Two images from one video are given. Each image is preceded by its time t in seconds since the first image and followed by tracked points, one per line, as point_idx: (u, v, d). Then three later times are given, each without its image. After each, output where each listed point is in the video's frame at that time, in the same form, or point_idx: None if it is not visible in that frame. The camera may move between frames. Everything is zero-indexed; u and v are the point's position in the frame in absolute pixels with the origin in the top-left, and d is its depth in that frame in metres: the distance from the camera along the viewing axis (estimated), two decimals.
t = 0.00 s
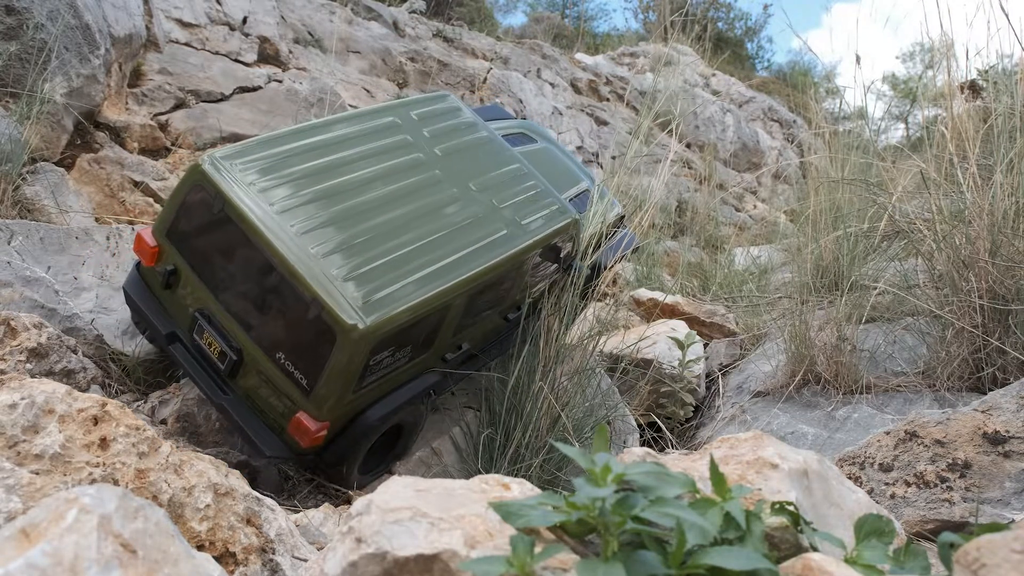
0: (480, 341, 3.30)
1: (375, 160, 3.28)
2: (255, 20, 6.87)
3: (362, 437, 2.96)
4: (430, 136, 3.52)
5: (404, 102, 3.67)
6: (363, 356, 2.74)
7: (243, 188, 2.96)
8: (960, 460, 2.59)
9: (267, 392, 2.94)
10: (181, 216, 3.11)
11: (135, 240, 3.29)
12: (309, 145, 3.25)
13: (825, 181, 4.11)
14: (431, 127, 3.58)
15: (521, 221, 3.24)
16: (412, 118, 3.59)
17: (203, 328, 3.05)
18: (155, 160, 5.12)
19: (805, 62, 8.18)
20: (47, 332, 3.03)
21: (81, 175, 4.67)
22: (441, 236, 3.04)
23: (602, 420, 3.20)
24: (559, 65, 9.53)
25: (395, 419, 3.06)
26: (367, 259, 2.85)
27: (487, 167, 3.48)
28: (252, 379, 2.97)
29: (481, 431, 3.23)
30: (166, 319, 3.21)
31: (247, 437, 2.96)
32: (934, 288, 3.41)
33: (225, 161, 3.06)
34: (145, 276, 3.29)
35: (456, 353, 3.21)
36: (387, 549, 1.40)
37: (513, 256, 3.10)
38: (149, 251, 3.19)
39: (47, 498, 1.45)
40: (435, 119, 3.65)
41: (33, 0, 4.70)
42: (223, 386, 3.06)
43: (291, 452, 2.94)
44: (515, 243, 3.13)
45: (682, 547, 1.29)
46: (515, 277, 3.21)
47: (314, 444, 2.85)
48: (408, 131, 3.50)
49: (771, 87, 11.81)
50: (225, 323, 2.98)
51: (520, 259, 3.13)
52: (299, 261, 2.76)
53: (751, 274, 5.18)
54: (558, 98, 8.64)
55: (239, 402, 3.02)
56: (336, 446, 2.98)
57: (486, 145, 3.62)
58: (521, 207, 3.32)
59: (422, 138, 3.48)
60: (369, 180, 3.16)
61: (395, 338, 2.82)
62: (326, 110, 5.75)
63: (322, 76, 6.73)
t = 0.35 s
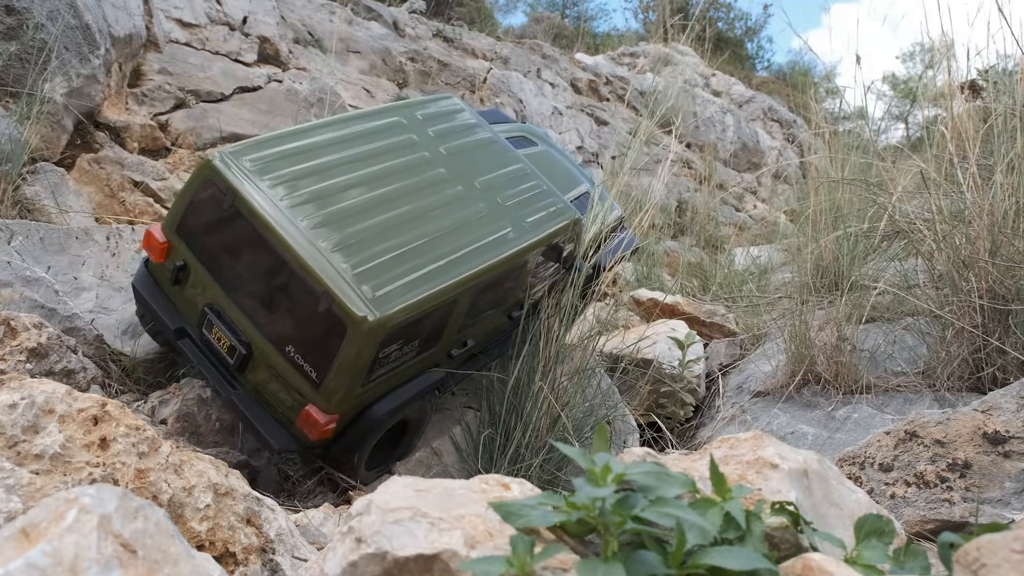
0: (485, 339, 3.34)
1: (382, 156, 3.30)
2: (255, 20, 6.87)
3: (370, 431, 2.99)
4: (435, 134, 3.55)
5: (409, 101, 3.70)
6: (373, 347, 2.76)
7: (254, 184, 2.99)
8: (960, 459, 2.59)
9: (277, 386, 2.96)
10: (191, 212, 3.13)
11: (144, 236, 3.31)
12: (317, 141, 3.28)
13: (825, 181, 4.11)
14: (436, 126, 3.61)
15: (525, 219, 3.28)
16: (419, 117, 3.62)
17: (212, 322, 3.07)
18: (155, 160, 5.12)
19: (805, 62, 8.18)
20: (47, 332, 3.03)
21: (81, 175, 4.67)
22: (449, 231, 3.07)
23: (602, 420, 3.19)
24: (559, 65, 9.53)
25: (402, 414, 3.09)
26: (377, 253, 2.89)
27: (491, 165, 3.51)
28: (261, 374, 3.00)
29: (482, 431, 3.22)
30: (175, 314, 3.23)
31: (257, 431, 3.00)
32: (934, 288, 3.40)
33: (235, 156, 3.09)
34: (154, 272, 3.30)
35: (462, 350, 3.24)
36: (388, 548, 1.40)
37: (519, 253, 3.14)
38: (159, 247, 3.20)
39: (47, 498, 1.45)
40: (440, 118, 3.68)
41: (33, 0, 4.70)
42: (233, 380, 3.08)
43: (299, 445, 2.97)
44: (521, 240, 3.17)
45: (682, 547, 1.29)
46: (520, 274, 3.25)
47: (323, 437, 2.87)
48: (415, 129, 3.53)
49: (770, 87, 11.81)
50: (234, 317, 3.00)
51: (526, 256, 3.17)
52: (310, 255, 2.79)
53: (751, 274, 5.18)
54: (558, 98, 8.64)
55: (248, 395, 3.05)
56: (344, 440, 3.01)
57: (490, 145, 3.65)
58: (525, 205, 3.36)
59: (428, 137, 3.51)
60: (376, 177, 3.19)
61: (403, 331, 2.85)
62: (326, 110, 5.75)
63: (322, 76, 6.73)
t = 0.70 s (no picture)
0: (489, 335, 3.40)
1: (388, 152, 3.35)
2: (255, 20, 6.87)
3: (380, 421, 3.03)
4: (439, 134, 3.61)
5: (413, 102, 3.75)
6: (385, 336, 2.80)
7: (265, 176, 3.01)
8: (960, 459, 2.59)
9: (289, 377, 2.99)
10: (202, 206, 3.13)
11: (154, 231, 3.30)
12: (325, 136, 3.31)
13: (825, 181, 4.11)
14: (439, 125, 3.67)
15: (528, 216, 3.35)
16: (422, 117, 3.67)
17: (224, 315, 3.08)
18: (155, 160, 5.12)
19: (806, 62, 8.18)
20: (47, 332, 3.03)
21: (81, 175, 4.67)
22: (455, 226, 3.13)
23: (602, 420, 3.20)
24: (559, 65, 9.53)
25: (409, 407, 3.14)
26: (386, 245, 2.93)
27: (494, 165, 3.58)
28: (273, 365, 3.02)
29: (482, 431, 3.22)
30: (185, 308, 3.23)
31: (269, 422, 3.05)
32: (934, 288, 3.40)
33: (245, 149, 3.11)
34: (163, 266, 3.30)
35: (467, 344, 3.29)
36: (388, 549, 1.40)
37: (524, 248, 3.20)
38: (170, 241, 3.19)
39: (47, 498, 1.46)
40: (443, 119, 3.74)
41: (33, 0, 4.70)
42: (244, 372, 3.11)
43: (310, 437, 3.03)
44: (525, 236, 3.24)
45: (682, 547, 1.29)
46: (525, 267, 3.31)
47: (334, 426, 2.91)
48: (419, 128, 3.58)
49: (771, 87, 11.81)
50: (247, 308, 3.02)
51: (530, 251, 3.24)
52: (322, 245, 2.82)
53: (751, 274, 5.18)
54: (558, 98, 8.64)
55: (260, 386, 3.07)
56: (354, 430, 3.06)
57: (491, 146, 3.72)
58: (527, 200, 3.45)
59: (432, 136, 3.56)
60: (384, 172, 3.23)
61: (413, 321, 2.90)
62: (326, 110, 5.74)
63: (322, 76, 6.73)
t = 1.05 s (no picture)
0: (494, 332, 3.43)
1: (395, 149, 3.40)
2: (255, 20, 6.87)
3: (389, 412, 3.04)
4: (443, 133, 3.66)
5: (417, 103, 3.81)
6: (397, 323, 2.83)
7: (277, 166, 3.04)
8: (960, 459, 2.59)
9: (300, 366, 3.00)
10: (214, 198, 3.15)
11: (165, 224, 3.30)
12: (333, 131, 3.35)
13: (825, 181, 4.11)
14: (443, 125, 3.73)
15: (533, 212, 3.41)
16: (427, 117, 3.73)
17: (235, 306, 3.09)
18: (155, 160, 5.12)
19: (806, 62, 8.18)
20: (47, 332, 3.03)
21: (81, 175, 4.67)
22: (463, 219, 3.18)
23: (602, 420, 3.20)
24: (559, 65, 9.53)
25: (417, 400, 3.15)
26: (397, 235, 2.96)
27: (498, 163, 3.63)
28: (284, 355, 3.03)
29: (481, 431, 3.21)
30: (195, 300, 3.23)
31: (281, 413, 3.06)
32: (934, 288, 3.40)
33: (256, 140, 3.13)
34: (173, 259, 3.30)
35: (473, 338, 3.31)
36: (388, 549, 1.40)
37: (531, 241, 3.25)
38: (181, 235, 3.19)
39: (47, 498, 1.46)
40: (446, 120, 3.79)
41: (33, 0, 4.70)
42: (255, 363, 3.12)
43: (320, 426, 3.01)
44: (531, 230, 3.29)
45: (682, 547, 1.29)
46: (529, 264, 3.35)
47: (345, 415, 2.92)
48: (424, 127, 3.63)
49: (771, 87, 11.80)
50: (259, 299, 3.04)
51: (536, 245, 3.28)
52: (335, 234, 2.85)
53: (751, 274, 5.18)
54: (558, 98, 8.65)
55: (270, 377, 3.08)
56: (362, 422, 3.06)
57: (494, 145, 3.78)
58: (531, 197, 3.50)
59: (437, 135, 3.62)
60: (392, 166, 3.28)
61: (423, 311, 2.93)
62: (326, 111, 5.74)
63: (323, 76, 6.73)
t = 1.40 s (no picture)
0: (499, 328, 3.43)
1: (401, 146, 3.42)
2: (255, 20, 6.87)
3: (398, 403, 3.03)
4: (448, 133, 3.69)
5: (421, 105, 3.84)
6: (408, 310, 2.83)
7: (286, 159, 3.06)
8: (960, 459, 2.59)
9: (310, 357, 3.00)
10: (224, 192, 3.16)
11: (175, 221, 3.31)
12: (340, 129, 3.38)
13: (825, 181, 4.11)
14: (447, 125, 3.76)
15: (538, 208, 3.43)
16: (430, 117, 3.75)
17: (246, 298, 3.09)
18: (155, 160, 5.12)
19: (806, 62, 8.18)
20: (47, 332, 3.03)
21: (81, 175, 4.67)
22: (469, 213, 3.19)
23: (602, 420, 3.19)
24: (559, 65, 9.53)
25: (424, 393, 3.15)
26: (405, 226, 2.98)
27: (502, 162, 3.66)
28: (294, 346, 3.03)
29: (482, 430, 3.21)
30: (204, 294, 3.23)
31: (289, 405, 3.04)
32: (934, 288, 3.41)
33: (266, 134, 3.16)
34: (183, 254, 3.30)
35: (479, 332, 3.31)
36: (388, 549, 1.40)
37: (537, 234, 3.27)
38: (192, 229, 3.21)
39: (47, 498, 1.46)
40: (450, 121, 3.82)
41: (33, 0, 4.70)
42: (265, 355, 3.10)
43: (330, 417, 3.01)
44: (537, 225, 3.31)
45: (682, 547, 1.29)
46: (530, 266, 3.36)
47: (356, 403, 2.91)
48: (428, 127, 3.66)
49: (771, 87, 11.79)
50: (270, 290, 3.04)
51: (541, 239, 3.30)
52: (345, 223, 2.87)
53: (751, 274, 5.18)
54: (558, 98, 8.65)
55: (281, 369, 3.06)
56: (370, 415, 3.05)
57: (497, 145, 3.80)
58: (536, 194, 3.52)
59: (441, 134, 3.65)
60: (398, 162, 3.30)
61: (433, 300, 2.93)
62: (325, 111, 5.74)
63: (322, 76, 6.73)
